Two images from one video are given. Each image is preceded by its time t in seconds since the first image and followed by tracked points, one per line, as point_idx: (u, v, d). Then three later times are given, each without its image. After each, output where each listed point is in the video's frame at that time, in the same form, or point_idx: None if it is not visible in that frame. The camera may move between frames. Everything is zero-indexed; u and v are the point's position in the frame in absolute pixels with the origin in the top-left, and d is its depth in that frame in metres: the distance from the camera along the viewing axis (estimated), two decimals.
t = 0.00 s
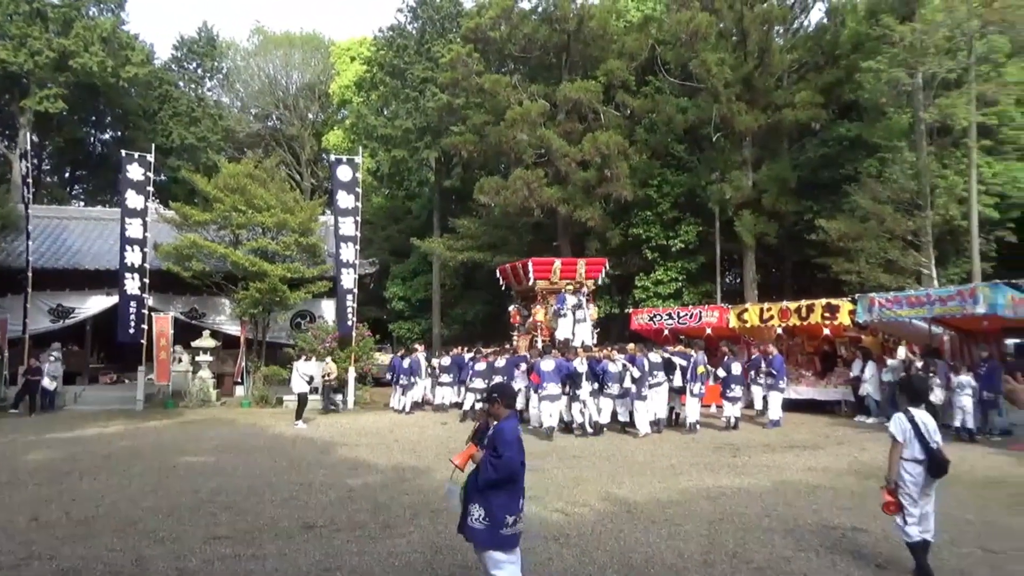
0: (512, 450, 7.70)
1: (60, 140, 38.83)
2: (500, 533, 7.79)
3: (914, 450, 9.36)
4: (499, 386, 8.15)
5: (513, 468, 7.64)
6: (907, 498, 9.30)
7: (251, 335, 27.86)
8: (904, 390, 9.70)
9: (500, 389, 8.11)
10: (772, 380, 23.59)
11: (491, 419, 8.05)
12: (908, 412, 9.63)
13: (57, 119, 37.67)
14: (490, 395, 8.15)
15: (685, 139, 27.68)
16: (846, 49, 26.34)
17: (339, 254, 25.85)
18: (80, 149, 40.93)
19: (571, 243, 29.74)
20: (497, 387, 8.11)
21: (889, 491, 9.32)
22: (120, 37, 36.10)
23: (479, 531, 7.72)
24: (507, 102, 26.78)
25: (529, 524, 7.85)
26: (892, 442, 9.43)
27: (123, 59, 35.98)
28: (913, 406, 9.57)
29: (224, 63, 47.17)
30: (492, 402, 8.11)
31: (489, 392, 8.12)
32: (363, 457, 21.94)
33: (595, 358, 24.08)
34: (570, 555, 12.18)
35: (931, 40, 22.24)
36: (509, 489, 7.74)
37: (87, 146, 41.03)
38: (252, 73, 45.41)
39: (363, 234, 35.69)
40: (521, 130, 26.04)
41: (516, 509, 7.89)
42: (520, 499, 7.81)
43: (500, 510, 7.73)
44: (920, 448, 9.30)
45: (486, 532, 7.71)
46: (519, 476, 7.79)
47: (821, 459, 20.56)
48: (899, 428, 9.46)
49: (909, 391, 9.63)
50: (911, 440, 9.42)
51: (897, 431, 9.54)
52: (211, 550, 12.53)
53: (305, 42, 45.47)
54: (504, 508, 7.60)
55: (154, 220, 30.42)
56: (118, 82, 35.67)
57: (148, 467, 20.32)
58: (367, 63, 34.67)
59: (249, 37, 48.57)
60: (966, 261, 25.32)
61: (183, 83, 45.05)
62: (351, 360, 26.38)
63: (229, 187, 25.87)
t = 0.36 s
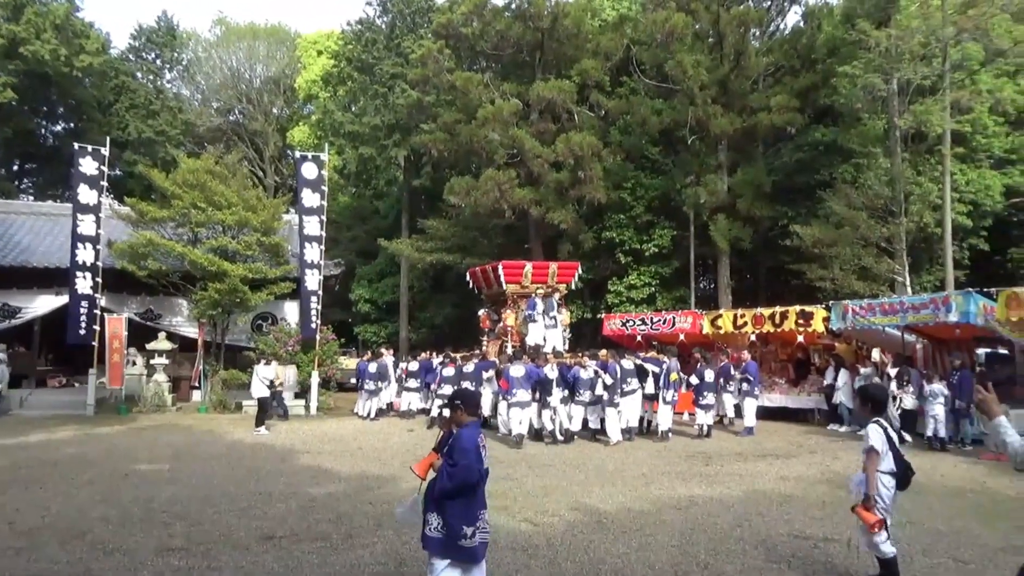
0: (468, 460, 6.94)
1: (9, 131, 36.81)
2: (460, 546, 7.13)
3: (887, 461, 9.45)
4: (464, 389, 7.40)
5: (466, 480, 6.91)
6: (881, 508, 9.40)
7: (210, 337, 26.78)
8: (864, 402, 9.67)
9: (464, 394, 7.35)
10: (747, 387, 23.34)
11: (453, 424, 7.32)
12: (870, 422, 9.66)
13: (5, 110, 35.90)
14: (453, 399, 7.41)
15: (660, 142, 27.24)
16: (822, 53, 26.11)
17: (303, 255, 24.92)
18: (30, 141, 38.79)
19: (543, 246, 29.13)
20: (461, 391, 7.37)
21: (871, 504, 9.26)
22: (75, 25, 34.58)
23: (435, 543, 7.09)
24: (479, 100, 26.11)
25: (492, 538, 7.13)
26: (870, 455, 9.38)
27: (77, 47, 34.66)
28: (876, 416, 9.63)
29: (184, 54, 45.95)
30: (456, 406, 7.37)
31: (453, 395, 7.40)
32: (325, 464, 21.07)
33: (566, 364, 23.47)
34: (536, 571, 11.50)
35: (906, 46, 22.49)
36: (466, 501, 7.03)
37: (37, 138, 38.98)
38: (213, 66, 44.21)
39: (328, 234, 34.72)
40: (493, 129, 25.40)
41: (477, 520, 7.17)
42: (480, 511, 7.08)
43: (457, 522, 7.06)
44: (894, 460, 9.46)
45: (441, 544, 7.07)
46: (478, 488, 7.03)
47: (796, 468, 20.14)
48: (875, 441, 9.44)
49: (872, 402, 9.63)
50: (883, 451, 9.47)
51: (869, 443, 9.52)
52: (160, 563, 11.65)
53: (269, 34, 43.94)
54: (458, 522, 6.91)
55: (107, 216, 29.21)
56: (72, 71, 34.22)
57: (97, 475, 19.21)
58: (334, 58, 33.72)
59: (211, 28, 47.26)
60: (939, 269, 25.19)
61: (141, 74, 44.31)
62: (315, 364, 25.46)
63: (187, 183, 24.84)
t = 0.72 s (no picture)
0: (415, 471, 6.65)
1: None
2: (421, 560, 6.87)
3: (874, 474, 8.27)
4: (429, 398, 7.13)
5: (413, 491, 6.62)
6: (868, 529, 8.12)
7: (176, 342, 25.74)
8: (842, 409, 8.49)
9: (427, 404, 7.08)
10: (734, 395, 22.77)
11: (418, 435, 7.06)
12: (848, 432, 8.49)
13: None
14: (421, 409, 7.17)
15: (644, 143, 26.58)
16: (811, 55, 25.55)
17: (274, 257, 23.97)
18: None
19: (523, 249, 28.37)
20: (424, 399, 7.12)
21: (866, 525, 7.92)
22: (35, 15, 32.97)
23: (397, 554, 6.92)
24: (459, 98, 25.36)
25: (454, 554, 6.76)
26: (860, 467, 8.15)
27: (38, 39, 33.19)
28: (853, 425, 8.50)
29: (152, 47, 44.78)
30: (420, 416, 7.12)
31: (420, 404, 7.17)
32: (295, 475, 20.16)
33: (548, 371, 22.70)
34: None
35: (894, 48, 22.12)
36: (420, 513, 6.74)
37: None
38: (180, 59, 42.81)
39: (302, 235, 33.72)
40: (473, 129, 24.63)
41: (439, 533, 6.85)
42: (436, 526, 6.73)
43: (416, 532, 6.82)
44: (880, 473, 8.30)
45: (400, 556, 6.86)
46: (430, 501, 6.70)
47: (783, 479, 19.52)
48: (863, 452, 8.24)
49: (850, 409, 8.49)
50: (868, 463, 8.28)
51: (854, 454, 8.31)
52: None
53: (241, 28, 42.52)
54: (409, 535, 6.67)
55: (69, 215, 28.12)
56: (32, 64, 33.05)
57: (56, 486, 18.17)
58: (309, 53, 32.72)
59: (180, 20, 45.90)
60: (927, 276, 24.72)
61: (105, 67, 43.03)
62: (286, 370, 24.48)
63: (154, 182, 23.84)
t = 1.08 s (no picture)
0: (375, 475, 6.27)
1: None
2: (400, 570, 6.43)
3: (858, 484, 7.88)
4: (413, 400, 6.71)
5: (373, 494, 6.30)
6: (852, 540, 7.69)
7: (159, 345, 24.90)
8: (821, 414, 8.00)
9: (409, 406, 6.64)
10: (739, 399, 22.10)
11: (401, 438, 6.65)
12: (831, 437, 7.99)
13: None
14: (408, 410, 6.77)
15: (642, 138, 25.81)
16: (814, 47, 24.77)
17: (260, 256, 23.14)
18: None
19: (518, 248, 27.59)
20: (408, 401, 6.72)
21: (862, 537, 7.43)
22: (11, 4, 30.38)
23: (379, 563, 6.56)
24: (451, 92, 24.60)
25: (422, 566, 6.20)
26: (855, 475, 7.69)
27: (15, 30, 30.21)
28: (832, 430, 8.04)
29: (133, 38, 42.06)
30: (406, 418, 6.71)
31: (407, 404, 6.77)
32: (281, 482, 19.34)
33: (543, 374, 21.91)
34: None
35: (901, 40, 21.40)
36: (385, 518, 6.33)
37: None
38: (162, 52, 41.59)
39: (290, 234, 32.86)
40: (466, 123, 23.80)
41: (411, 541, 6.36)
42: (404, 534, 6.25)
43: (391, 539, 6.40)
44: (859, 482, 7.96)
45: (378, 565, 6.49)
46: (394, 507, 6.26)
47: (789, 485, 18.76)
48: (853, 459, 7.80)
49: (832, 414, 8.02)
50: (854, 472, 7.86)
51: (844, 461, 7.83)
52: None
53: (226, 19, 42.27)
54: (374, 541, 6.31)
55: (47, 214, 27.23)
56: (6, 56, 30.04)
57: (32, 495, 17.33)
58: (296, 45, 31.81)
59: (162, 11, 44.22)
60: (935, 275, 23.98)
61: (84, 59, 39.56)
62: (273, 374, 23.64)
63: (135, 178, 23.00)
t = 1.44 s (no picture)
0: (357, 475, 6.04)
1: None
2: None
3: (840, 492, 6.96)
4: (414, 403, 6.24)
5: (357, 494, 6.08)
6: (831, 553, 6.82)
7: (142, 348, 24.08)
8: (807, 417, 7.09)
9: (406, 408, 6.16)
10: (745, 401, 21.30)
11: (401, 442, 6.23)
12: (814, 442, 7.05)
13: None
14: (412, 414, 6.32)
15: (642, 131, 25.01)
16: (819, 35, 23.96)
17: (246, 255, 22.30)
18: None
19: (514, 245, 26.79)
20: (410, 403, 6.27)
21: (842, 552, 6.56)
22: None
23: None
24: (444, 83, 23.83)
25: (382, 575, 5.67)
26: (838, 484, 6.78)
27: None
28: (816, 433, 7.10)
29: (113, 30, 39.95)
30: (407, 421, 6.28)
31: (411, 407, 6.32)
32: (269, 489, 18.55)
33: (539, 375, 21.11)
34: None
35: (908, 27, 20.55)
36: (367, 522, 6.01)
37: None
38: (143, 44, 40.28)
39: (277, 232, 31.99)
40: (459, 116, 23.16)
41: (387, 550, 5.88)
42: (376, 541, 5.82)
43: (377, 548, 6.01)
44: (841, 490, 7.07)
45: None
46: (369, 513, 5.87)
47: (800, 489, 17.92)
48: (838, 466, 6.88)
49: (817, 416, 7.08)
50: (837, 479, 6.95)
51: (828, 468, 6.90)
52: None
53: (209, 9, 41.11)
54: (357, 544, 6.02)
55: (25, 212, 26.33)
56: None
57: (9, 504, 16.54)
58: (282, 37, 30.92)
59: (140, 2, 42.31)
60: (945, 270, 23.23)
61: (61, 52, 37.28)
62: (261, 377, 22.83)
63: (116, 175, 22.18)
